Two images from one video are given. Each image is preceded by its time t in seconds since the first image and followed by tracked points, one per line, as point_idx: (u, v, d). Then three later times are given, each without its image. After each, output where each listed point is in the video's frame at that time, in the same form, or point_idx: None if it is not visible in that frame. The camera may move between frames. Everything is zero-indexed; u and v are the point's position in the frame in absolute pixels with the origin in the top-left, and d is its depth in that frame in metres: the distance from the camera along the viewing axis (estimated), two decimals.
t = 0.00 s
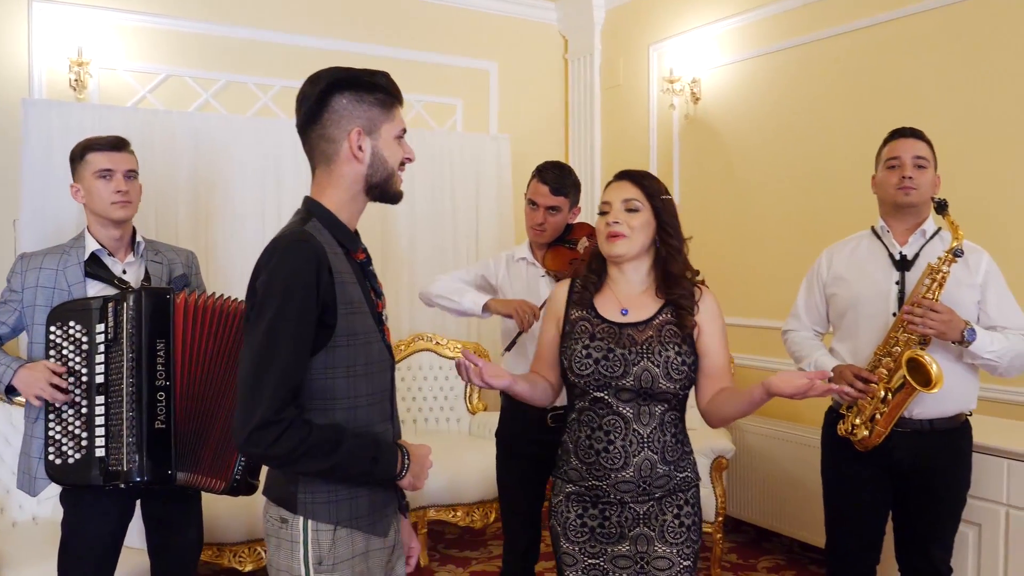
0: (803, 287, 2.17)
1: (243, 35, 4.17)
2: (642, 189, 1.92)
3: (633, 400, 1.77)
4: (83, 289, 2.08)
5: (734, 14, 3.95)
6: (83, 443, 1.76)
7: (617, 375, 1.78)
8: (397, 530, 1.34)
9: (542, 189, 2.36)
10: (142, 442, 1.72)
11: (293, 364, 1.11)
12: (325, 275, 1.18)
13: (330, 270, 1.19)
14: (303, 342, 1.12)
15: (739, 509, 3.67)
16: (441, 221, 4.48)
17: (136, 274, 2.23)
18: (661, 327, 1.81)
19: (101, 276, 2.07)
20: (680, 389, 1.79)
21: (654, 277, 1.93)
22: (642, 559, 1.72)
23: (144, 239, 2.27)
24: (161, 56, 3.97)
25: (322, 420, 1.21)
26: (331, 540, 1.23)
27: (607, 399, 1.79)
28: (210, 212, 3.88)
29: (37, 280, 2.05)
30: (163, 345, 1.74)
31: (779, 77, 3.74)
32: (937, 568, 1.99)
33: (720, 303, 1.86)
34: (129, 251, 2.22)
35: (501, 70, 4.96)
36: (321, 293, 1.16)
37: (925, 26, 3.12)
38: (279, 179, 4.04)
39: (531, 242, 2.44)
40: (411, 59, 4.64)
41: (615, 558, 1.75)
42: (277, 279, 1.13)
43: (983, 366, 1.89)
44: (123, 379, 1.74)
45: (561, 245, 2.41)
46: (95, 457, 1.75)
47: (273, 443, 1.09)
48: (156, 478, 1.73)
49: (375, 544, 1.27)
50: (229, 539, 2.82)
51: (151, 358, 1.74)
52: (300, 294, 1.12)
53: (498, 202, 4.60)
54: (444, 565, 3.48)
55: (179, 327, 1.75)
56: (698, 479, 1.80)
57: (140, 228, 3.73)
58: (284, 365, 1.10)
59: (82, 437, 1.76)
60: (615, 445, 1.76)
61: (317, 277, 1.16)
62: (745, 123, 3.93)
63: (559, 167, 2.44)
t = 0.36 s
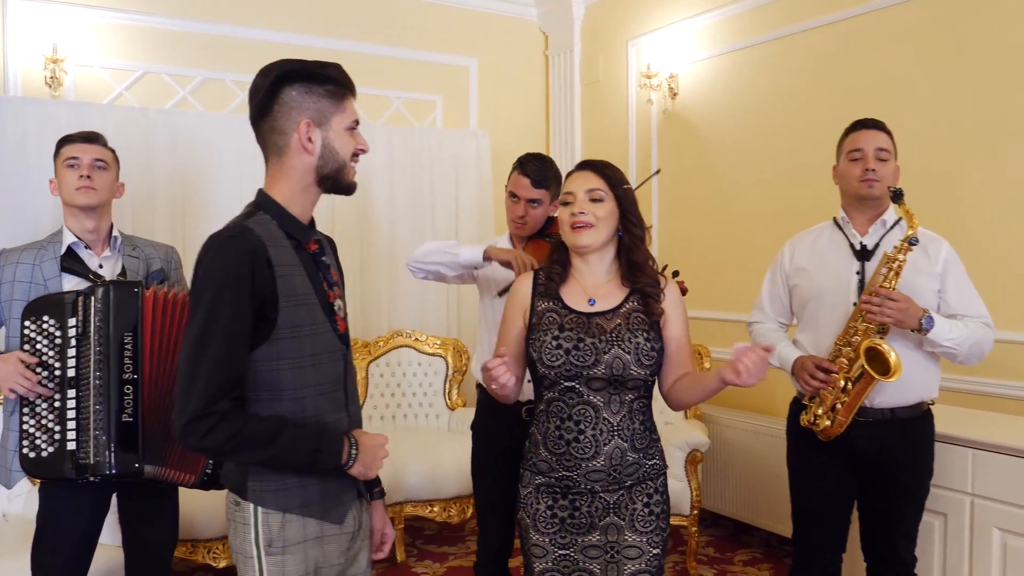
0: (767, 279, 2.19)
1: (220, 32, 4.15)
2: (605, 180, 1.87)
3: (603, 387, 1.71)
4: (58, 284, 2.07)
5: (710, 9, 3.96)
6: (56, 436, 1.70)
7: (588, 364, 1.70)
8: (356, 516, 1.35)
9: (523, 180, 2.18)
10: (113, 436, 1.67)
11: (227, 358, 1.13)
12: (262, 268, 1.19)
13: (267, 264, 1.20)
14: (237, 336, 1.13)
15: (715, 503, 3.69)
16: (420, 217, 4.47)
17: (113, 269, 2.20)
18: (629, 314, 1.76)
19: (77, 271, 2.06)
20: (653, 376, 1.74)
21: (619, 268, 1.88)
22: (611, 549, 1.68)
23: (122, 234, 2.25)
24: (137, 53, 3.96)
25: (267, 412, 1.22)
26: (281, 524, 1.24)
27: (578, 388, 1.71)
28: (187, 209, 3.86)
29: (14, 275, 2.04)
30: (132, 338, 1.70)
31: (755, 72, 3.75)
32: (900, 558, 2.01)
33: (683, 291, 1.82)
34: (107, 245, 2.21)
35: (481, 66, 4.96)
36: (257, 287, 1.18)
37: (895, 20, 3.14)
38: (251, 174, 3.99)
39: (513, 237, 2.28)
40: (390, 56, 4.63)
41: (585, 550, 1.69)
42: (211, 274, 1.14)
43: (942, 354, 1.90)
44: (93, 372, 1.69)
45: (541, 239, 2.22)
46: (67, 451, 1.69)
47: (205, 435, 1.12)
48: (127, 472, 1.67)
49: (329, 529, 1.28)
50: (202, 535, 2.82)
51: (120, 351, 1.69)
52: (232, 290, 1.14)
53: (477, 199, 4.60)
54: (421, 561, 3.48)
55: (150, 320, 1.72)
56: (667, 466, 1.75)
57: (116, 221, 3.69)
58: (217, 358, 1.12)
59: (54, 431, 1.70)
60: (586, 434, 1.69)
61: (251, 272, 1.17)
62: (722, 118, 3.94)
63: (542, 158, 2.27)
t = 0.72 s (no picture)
0: (732, 275, 2.23)
1: (202, 32, 4.15)
2: (578, 174, 1.68)
3: (567, 383, 1.55)
4: (36, 281, 2.03)
5: (690, 7, 3.96)
6: (30, 430, 1.71)
7: (547, 361, 1.57)
8: (309, 501, 1.32)
9: (501, 181, 2.10)
10: (82, 430, 1.68)
11: (162, 349, 1.14)
12: (202, 259, 1.19)
13: (207, 256, 1.20)
14: (172, 327, 1.14)
15: (696, 499, 3.69)
16: (404, 216, 4.48)
17: (91, 265, 2.17)
18: (595, 313, 1.59)
19: (54, 267, 2.04)
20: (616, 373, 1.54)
21: (595, 262, 1.67)
22: (577, 547, 1.52)
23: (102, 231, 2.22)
24: (120, 53, 3.96)
25: (213, 401, 1.21)
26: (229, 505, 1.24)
27: (541, 383, 1.58)
28: (170, 208, 3.86)
29: None
30: (102, 335, 1.71)
31: (734, 70, 3.76)
32: (866, 551, 2.01)
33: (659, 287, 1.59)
34: (86, 241, 2.18)
35: (466, 65, 4.96)
36: (195, 279, 1.17)
37: (870, 16, 3.14)
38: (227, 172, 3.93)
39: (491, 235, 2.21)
40: (373, 55, 4.64)
41: (552, 543, 1.54)
42: (150, 267, 1.16)
43: (903, 348, 1.91)
44: (62, 368, 1.69)
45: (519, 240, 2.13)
46: (39, 445, 1.70)
47: (141, 422, 1.14)
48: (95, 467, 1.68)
49: (277, 514, 1.26)
50: (180, 532, 2.82)
51: (89, 347, 1.70)
52: (167, 283, 1.15)
53: (461, 197, 4.61)
54: (402, 558, 3.49)
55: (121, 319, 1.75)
56: (647, 465, 1.56)
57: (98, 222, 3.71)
58: (152, 348, 1.14)
59: (28, 425, 1.71)
60: (549, 430, 1.54)
61: (189, 265, 1.17)
62: (703, 115, 3.95)
63: (521, 156, 2.18)
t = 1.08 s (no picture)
0: (720, 272, 2.26)
1: (209, 34, 4.20)
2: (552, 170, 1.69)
3: (537, 382, 1.58)
4: (28, 277, 2.06)
5: (692, 4, 3.95)
6: (17, 424, 1.74)
7: (518, 359, 1.60)
8: (277, 499, 1.37)
9: (489, 179, 2.10)
10: (66, 421, 1.75)
11: (128, 343, 1.17)
12: (171, 256, 1.23)
13: (174, 252, 1.24)
14: (138, 322, 1.18)
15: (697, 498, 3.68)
16: (408, 215, 4.50)
17: (83, 262, 2.20)
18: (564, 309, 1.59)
19: (47, 264, 2.07)
20: (582, 374, 1.55)
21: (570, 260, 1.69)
22: (549, 543, 1.54)
23: (95, 228, 2.23)
24: (127, 55, 4.02)
25: (177, 396, 1.25)
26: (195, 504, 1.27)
27: (516, 381, 1.61)
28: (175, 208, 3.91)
29: None
30: (84, 331, 1.78)
31: (735, 66, 3.74)
32: (853, 550, 2.00)
33: (629, 279, 1.57)
34: (78, 237, 2.20)
35: (471, 65, 4.98)
36: (161, 275, 1.21)
37: (868, 11, 3.11)
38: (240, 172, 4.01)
39: (479, 232, 2.20)
40: (378, 55, 4.67)
41: (525, 538, 1.57)
42: (117, 263, 1.19)
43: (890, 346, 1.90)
44: (46, 362, 1.75)
45: (507, 238, 2.15)
46: (26, 438, 1.74)
47: (105, 416, 1.16)
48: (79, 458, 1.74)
49: (243, 513, 1.30)
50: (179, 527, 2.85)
51: (72, 342, 1.77)
52: (135, 278, 1.18)
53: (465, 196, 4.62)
54: (403, 554, 3.52)
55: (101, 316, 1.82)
56: (622, 465, 1.56)
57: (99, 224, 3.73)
58: (118, 343, 1.16)
59: (17, 419, 1.74)
60: (523, 426, 1.58)
61: (156, 261, 1.21)
62: (705, 112, 3.93)
63: (509, 154, 2.18)
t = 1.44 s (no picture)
0: (722, 270, 2.29)
1: (227, 36, 4.27)
2: (539, 170, 1.73)
3: (529, 380, 1.63)
4: (18, 273, 2.08)
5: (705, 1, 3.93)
6: (4, 417, 1.77)
7: (511, 357, 1.63)
8: (255, 497, 1.42)
9: (475, 177, 2.10)
10: (51, 414, 1.78)
11: (122, 333, 1.20)
12: (163, 247, 1.27)
13: (167, 242, 1.28)
14: (132, 312, 1.21)
15: (706, 495, 3.65)
16: (423, 214, 4.53)
17: (72, 259, 2.21)
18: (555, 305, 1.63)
19: (36, 260, 2.09)
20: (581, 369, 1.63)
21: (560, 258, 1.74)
22: (537, 535, 1.59)
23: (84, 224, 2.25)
24: (147, 57, 4.10)
25: (161, 387, 1.28)
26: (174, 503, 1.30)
27: (502, 378, 1.65)
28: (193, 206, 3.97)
29: None
30: (71, 324, 1.82)
31: (748, 62, 3.72)
32: (855, 549, 1.98)
33: (618, 282, 1.66)
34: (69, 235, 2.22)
35: (487, 64, 5.00)
36: (154, 265, 1.25)
37: (879, 7, 3.09)
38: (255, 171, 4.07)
39: (471, 229, 2.22)
40: (394, 55, 4.71)
41: (513, 532, 1.61)
42: (110, 253, 1.22)
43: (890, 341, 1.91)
44: (32, 355, 1.78)
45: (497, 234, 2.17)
46: (14, 431, 1.78)
47: (96, 405, 1.19)
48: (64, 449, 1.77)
49: (225, 510, 1.35)
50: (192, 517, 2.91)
51: (58, 337, 1.80)
52: (131, 269, 1.21)
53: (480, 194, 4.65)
54: (415, 549, 3.55)
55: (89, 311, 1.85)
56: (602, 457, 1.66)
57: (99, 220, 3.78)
58: (110, 332, 1.19)
59: (4, 412, 1.77)
60: (512, 423, 1.62)
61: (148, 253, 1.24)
62: (718, 109, 3.91)
63: (496, 152, 2.18)
